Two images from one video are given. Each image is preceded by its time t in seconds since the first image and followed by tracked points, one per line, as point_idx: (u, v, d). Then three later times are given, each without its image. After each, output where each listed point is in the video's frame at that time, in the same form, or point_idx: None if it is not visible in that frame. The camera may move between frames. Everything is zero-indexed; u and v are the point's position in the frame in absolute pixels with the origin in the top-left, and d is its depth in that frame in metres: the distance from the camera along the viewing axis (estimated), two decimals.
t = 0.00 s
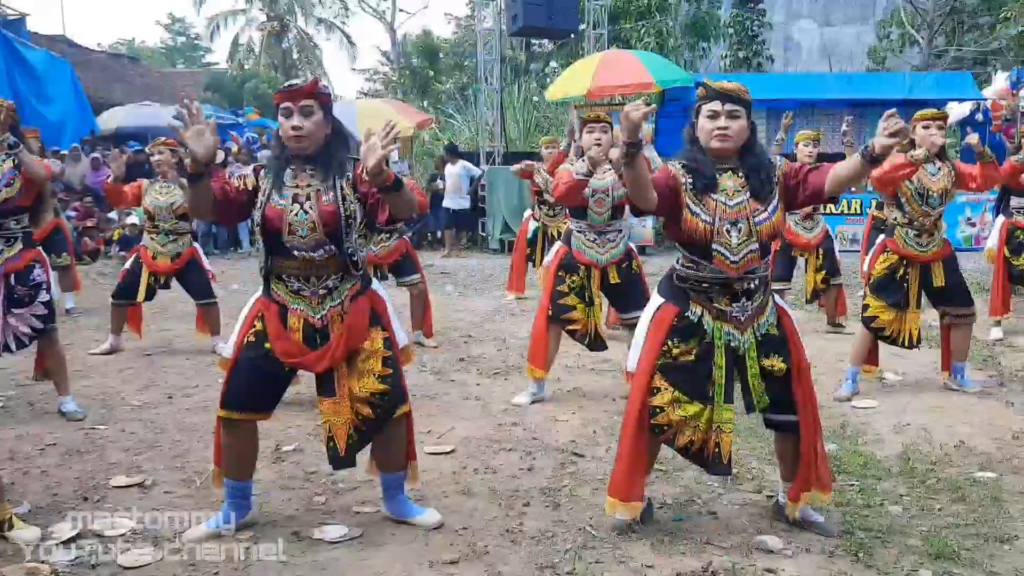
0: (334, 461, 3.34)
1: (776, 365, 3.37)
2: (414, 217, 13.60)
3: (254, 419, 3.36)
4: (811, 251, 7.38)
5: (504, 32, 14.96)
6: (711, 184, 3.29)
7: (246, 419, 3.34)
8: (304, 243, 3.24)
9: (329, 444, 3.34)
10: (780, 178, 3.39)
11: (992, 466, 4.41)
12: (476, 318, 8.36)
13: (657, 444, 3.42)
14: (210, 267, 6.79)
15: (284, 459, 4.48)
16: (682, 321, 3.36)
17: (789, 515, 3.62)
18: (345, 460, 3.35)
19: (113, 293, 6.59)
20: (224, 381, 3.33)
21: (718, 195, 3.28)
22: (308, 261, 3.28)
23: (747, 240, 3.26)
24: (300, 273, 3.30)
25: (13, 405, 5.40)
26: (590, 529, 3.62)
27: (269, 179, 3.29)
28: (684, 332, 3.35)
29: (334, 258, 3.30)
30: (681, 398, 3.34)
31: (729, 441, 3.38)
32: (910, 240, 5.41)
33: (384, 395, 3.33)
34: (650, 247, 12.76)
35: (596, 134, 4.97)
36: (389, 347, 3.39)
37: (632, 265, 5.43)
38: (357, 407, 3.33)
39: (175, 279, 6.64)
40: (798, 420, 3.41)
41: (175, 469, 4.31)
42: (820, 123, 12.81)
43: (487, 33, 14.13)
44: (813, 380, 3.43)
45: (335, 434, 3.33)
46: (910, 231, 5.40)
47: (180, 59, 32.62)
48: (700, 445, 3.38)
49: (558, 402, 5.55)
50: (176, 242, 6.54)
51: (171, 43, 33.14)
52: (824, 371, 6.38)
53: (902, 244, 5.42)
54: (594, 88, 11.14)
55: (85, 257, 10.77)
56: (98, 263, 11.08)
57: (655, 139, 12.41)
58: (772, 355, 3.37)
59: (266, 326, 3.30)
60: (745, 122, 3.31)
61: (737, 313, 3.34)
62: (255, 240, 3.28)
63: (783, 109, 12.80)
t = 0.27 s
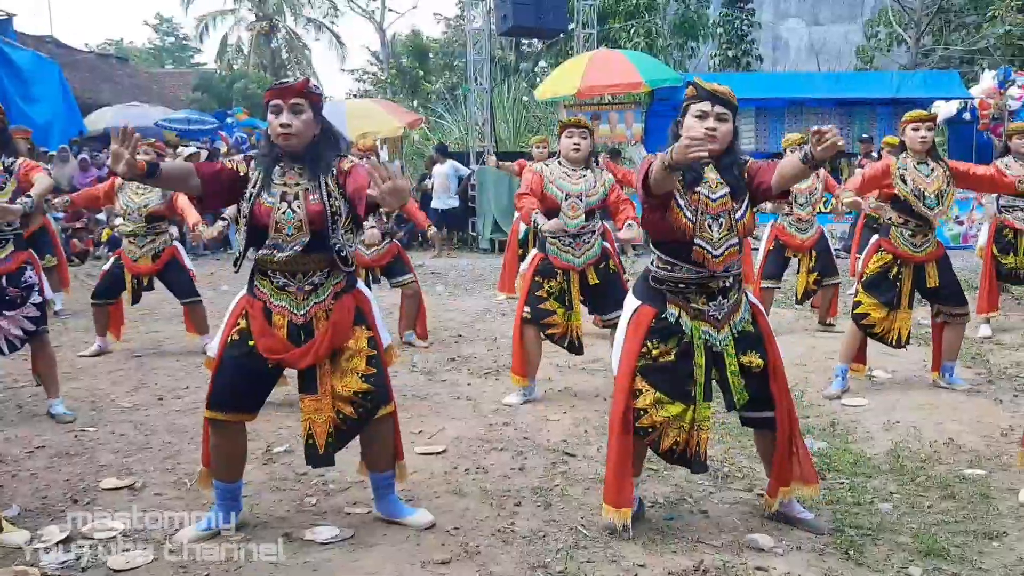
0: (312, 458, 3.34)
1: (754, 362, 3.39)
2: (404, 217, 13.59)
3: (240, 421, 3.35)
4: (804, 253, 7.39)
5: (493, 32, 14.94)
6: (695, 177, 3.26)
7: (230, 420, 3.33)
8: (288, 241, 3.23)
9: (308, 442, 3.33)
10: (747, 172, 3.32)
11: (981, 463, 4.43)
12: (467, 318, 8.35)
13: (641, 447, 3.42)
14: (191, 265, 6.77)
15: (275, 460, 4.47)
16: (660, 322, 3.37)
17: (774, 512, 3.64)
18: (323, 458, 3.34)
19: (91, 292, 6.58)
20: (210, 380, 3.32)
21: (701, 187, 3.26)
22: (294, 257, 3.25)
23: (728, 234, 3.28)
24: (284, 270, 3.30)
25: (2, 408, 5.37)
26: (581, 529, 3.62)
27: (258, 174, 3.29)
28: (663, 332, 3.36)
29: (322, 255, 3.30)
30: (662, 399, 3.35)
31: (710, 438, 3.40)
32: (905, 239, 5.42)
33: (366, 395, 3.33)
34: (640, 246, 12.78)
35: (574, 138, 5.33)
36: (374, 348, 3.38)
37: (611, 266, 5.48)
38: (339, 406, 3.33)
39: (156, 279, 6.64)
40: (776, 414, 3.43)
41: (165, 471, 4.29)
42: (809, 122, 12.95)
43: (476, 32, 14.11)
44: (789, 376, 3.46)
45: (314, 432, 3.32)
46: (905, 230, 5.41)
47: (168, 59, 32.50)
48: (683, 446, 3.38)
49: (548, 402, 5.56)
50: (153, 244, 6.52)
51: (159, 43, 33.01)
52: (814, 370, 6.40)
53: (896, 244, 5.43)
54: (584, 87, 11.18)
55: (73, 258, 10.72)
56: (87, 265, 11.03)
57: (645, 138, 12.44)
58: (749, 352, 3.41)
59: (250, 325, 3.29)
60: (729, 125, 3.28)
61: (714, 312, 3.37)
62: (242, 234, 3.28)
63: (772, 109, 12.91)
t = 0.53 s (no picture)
0: (307, 460, 3.32)
1: (749, 362, 3.39)
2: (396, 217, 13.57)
3: (233, 425, 3.34)
4: (790, 250, 7.40)
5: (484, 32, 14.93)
6: (681, 179, 3.28)
7: (222, 422, 3.32)
8: (286, 239, 3.22)
9: (303, 443, 3.32)
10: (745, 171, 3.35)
11: (972, 460, 4.44)
12: (459, 318, 8.35)
13: (634, 446, 3.43)
14: (187, 267, 6.74)
15: (266, 462, 4.45)
16: (655, 321, 3.36)
17: (772, 511, 3.64)
18: (318, 460, 3.33)
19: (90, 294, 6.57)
20: (209, 380, 3.30)
21: (686, 190, 3.27)
22: (298, 261, 3.26)
23: (714, 235, 3.27)
24: (280, 270, 3.29)
25: None
26: (574, 528, 3.62)
27: (259, 170, 3.26)
28: (657, 331, 3.36)
29: (319, 257, 3.30)
30: (656, 398, 3.35)
31: (704, 438, 3.40)
32: (890, 237, 5.44)
33: (362, 396, 3.32)
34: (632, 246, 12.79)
35: (562, 141, 5.26)
36: (370, 349, 3.38)
37: (596, 269, 5.49)
38: (335, 408, 3.32)
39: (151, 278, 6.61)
40: (771, 414, 3.43)
41: (156, 473, 4.27)
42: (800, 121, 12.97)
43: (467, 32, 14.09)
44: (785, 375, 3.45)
45: (310, 433, 3.31)
46: (889, 229, 5.44)
47: (158, 60, 32.38)
48: (677, 445, 3.39)
49: (541, 402, 5.55)
50: (151, 242, 6.47)
51: (149, 44, 32.89)
52: (805, 368, 6.41)
53: (880, 242, 5.45)
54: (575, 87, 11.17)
55: (63, 260, 10.66)
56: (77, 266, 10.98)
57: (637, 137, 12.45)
58: (745, 352, 3.40)
59: (246, 324, 3.27)
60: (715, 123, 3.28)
61: (709, 312, 3.36)
62: (239, 229, 3.25)
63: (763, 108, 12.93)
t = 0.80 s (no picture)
0: (299, 460, 3.33)
1: (751, 363, 3.39)
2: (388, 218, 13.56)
3: (217, 427, 3.32)
4: (784, 250, 7.47)
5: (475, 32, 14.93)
6: (687, 180, 3.29)
7: (210, 424, 3.31)
8: (272, 239, 3.21)
9: (295, 443, 3.33)
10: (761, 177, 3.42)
11: (963, 458, 4.46)
12: (451, 319, 8.34)
13: (633, 443, 3.43)
14: (173, 264, 6.73)
15: (258, 463, 4.44)
16: (659, 318, 3.37)
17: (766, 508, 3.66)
18: (310, 460, 3.33)
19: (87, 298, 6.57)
20: (195, 384, 3.30)
21: (694, 190, 3.28)
22: (283, 261, 3.26)
23: (726, 234, 3.28)
24: (267, 272, 3.29)
25: None
26: (567, 529, 3.62)
27: (247, 170, 3.23)
28: (661, 329, 3.37)
29: (307, 256, 3.29)
30: (657, 396, 3.35)
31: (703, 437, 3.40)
32: (886, 236, 5.45)
33: (351, 396, 3.32)
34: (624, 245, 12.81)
35: (563, 138, 5.23)
36: (358, 348, 3.37)
37: (603, 267, 5.46)
38: (324, 407, 3.32)
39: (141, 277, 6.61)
40: (774, 414, 3.43)
41: (148, 475, 4.26)
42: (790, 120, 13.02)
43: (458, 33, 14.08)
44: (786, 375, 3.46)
45: (301, 433, 3.32)
46: (885, 228, 5.45)
47: (148, 61, 32.28)
48: (677, 442, 3.39)
49: (534, 402, 5.55)
50: (136, 239, 6.47)
51: (139, 45, 32.78)
52: (797, 367, 6.43)
53: (876, 240, 5.46)
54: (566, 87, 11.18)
55: (53, 262, 10.62)
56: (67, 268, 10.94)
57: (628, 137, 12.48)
58: (748, 352, 3.40)
59: (233, 327, 3.27)
60: (718, 120, 3.34)
61: (713, 310, 3.37)
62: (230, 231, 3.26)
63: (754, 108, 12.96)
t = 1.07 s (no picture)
0: (292, 461, 3.30)
1: (728, 361, 3.40)
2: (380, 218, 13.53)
3: (213, 428, 3.31)
4: (776, 246, 7.43)
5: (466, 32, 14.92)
6: (659, 182, 3.31)
7: (205, 425, 3.30)
8: (261, 240, 3.21)
9: (286, 444, 3.30)
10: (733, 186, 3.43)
11: (954, 455, 4.48)
12: (443, 319, 8.33)
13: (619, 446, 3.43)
14: (169, 269, 6.66)
15: (250, 465, 4.43)
16: (634, 320, 3.37)
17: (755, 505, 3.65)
18: (303, 460, 3.31)
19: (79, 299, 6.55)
20: (188, 384, 3.29)
21: (666, 192, 3.30)
22: (268, 261, 3.23)
23: (695, 237, 3.29)
24: (259, 273, 3.26)
25: None
26: (559, 529, 3.61)
27: (229, 171, 3.24)
28: (636, 331, 3.36)
29: (298, 256, 3.28)
30: (636, 397, 3.34)
31: (687, 437, 3.39)
32: (873, 235, 5.47)
33: (343, 396, 3.30)
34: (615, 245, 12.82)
35: (559, 139, 5.21)
36: (350, 348, 3.37)
37: (601, 269, 5.52)
38: (317, 408, 3.29)
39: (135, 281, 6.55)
40: (749, 412, 3.44)
41: (139, 478, 4.24)
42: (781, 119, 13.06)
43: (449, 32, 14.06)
44: (761, 370, 3.47)
45: (293, 435, 3.29)
46: (874, 227, 5.46)
47: (138, 62, 32.17)
48: (660, 444, 3.38)
49: (526, 402, 5.55)
50: (134, 242, 6.43)
51: (129, 46, 32.65)
52: (789, 366, 6.44)
53: (865, 239, 5.47)
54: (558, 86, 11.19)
55: (43, 264, 10.57)
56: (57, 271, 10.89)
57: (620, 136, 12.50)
58: (724, 350, 3.41)
59: (226, 328, 3.26)
60: (700, 121, 3.34)
61: (689, 310, 3.36)
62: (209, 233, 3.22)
63: (744, 107, 12.99)
